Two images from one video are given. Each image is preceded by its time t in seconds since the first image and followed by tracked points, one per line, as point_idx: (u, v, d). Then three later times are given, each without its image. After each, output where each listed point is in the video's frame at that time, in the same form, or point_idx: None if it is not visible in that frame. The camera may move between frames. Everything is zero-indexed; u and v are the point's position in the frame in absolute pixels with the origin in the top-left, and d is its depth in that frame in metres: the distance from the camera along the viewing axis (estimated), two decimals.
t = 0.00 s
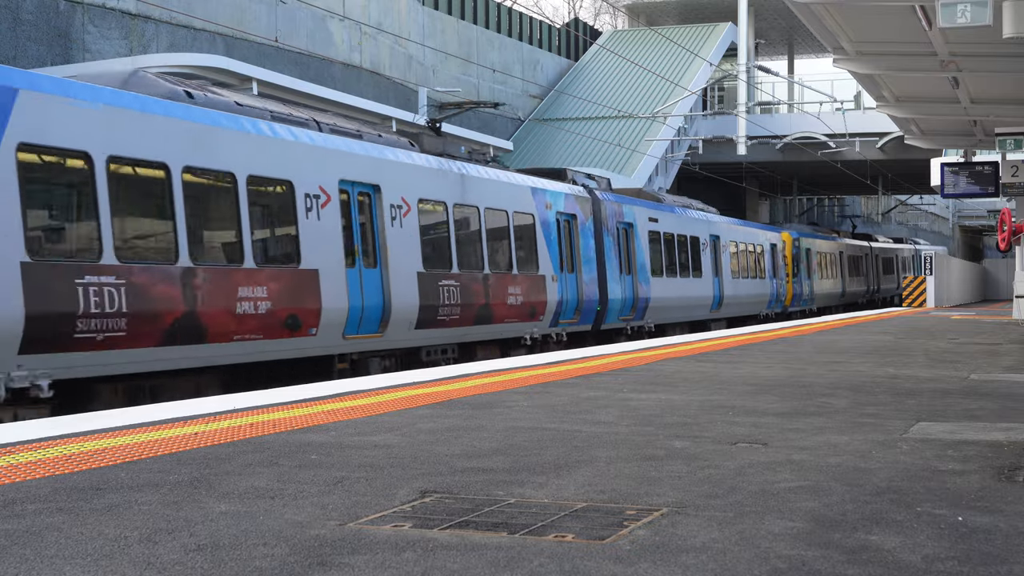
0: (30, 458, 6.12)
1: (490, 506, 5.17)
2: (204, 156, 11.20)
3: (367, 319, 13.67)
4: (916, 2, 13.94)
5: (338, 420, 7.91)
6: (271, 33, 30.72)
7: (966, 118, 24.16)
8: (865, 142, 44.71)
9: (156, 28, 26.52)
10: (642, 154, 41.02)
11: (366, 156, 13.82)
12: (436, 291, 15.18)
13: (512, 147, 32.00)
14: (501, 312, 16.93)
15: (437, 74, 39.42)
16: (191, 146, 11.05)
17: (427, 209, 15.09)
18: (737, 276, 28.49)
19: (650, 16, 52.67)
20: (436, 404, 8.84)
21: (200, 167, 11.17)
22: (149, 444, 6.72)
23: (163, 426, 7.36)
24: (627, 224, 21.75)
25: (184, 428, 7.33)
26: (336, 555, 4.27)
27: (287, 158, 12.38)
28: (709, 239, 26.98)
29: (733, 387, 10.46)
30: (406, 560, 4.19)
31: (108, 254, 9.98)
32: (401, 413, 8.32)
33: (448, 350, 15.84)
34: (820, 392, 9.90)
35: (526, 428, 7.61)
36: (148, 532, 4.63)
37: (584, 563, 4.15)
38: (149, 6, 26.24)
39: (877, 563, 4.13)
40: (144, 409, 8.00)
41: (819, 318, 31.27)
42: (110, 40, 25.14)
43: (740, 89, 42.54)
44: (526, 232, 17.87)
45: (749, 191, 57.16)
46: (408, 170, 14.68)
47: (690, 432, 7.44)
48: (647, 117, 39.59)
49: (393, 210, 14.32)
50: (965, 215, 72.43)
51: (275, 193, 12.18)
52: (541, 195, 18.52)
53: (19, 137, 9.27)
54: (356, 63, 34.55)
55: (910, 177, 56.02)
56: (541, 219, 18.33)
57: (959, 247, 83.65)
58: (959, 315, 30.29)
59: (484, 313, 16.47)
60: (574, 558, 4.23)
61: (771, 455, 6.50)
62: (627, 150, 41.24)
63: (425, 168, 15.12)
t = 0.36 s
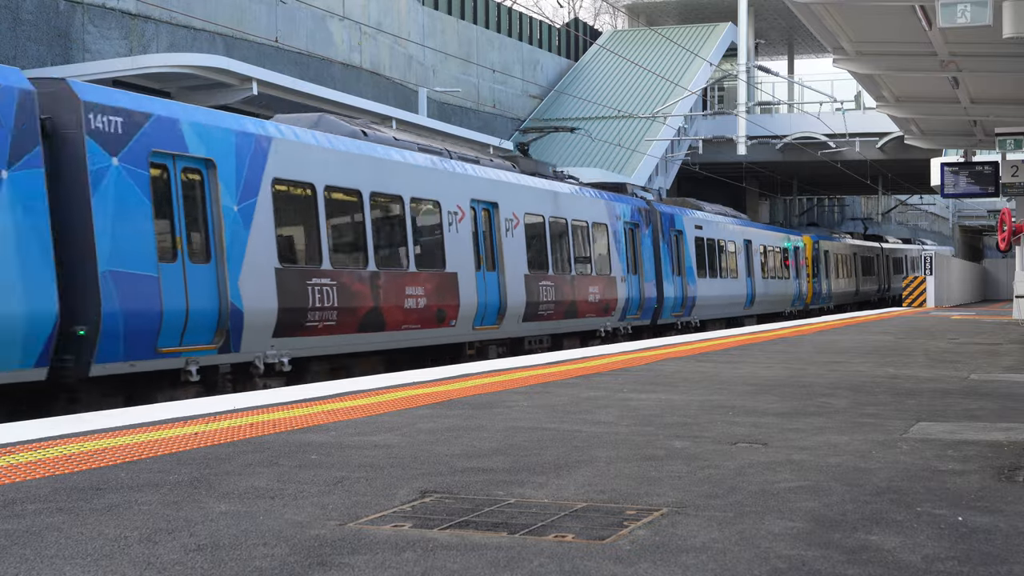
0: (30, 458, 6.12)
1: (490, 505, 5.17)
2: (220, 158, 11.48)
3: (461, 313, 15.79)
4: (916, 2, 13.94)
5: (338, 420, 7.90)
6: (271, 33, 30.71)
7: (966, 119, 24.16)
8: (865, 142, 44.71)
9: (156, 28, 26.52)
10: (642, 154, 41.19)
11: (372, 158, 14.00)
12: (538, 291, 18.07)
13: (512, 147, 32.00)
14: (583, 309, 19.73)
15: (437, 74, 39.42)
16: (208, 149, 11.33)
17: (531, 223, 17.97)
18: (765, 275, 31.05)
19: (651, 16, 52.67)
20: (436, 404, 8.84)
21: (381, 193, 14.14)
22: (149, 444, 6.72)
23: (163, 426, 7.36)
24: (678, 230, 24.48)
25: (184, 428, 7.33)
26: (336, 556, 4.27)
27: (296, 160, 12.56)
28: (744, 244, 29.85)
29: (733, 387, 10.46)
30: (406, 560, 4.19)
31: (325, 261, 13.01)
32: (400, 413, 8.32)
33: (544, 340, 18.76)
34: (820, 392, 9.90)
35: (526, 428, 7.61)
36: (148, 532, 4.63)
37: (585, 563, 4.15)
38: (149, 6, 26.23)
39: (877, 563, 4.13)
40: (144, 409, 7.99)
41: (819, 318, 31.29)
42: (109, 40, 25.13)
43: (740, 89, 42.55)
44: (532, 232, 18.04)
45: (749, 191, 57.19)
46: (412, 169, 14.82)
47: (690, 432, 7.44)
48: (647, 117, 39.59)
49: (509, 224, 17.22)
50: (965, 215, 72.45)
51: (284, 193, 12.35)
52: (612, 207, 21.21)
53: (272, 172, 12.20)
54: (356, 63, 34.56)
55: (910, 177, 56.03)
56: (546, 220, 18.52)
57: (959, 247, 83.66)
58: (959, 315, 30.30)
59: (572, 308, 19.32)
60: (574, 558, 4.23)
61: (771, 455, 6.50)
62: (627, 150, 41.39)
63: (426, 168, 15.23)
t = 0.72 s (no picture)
0: (30, 458, 6.12)
1: (490, 506, 5.17)
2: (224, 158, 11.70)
3: (557, 308, 18.77)
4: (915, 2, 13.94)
5: (338, 420, 7.90)
6: (271, 33, 30.73)
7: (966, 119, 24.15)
8: (866, 142, 44.70)
9: (156, 28, 26.53)
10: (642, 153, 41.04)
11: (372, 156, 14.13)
12: (611, 290, 20.86)
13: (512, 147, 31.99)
14: (646, 306, 22.58)
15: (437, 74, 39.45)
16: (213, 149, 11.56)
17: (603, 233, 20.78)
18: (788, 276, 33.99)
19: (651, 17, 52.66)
20: (436, 404, 8.84)
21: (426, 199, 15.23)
22: (149, 443, 6.72)
23: (164, 426, 7.36)
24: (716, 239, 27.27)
25: (184, 428, 7.33)
26: (336, 555, 4.26)
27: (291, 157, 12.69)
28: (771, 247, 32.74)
29: (733, 387, 10.46)
30: (407, 560, 4.19)
31: (462, 265, 16.10)
32: (400, 413, 8.32)
33: (614, 331, 21.68)
34: (821, 392, 9.90)
35: (525, 428, 7.61)
36: (148, 532, 4.63)
37: (584, 563, 4.15)
38: (149, 6, 26.24)
39: (876, 564, 4.13)
40: (144, 408, 7.99)
41: (819, 317, 31.27)
42: (110, 40, 25.14)
43: (740, 89, 42.54)
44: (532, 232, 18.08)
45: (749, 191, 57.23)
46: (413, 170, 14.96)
47: (690, 432, 7.45)
48: (647, 117, 39.60)
49: (590, 233, 20.14)
50: (967, 216, 72.28)
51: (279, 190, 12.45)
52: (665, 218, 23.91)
53: (427, 195, 15.27)
54: (356, 63, 34.57)
55: (910, 177, 56.03)
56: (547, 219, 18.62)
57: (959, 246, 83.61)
58: (959, 315, 30.28)
59: (638, 305, 22.20)
60: (574, 558, 4.23)
61: (771, 455, 6.50)
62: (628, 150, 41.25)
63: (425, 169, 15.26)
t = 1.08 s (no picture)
0: (30, 458, 6.12)
1: (490, 506, 5.17)
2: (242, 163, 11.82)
3: (628, 304, 21.44)
4: (915, 2, 13.93)
5: (338, 420, 7.90)
6: (271, 33, 30.73)
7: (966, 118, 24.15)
8: (866, 142, 44.69)
9: (156, 28, 26.52)
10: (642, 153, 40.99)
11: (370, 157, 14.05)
12: (668, 289, 23.55)
13: (512, 146, 31.98)
14: (695, 303, 25.26)
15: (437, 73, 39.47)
16: (234, 153, 11.70)
17: (665, 238, 23.64)
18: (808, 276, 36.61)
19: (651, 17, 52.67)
20: (436, 405, 8.84)
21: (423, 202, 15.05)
22: (149, 444, 6.72)
23: (164, 426, 7.36)
24: (752, 240, 29.73)
25: (184, 428, 7.33)
26: (336, 556, 4.26)
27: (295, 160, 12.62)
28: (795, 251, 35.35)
29: (733, 387, 10.46)
30: (406, 560, 4.19)
31: (557, 267, 18.90)
32: (400, 413, 8.32)
33: (669, 326, 24.31)
34: (820, 392, 9.90)
35: (525, 428, 7.61)
36: (148, 532, 4.63)
37: (584, 563, 4.15)
38: (149, 6, 26.23)
39: (877, 564, 4.13)
40: (144, 409, 8.00)
41: (821, 317, 31.32)
42: (110, 40, 25.14)
43: (740, 89, 42.54)
44: (541, 232, 18.32)
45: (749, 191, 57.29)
46: (410, 170, 14.86)
47: (690, 432, 7.44)
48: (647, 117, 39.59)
49: (651, 239, 22.83)
50: (967, 216, 72.19)
51: (276, 193, 12.34)
52: (711, 225, 26.68)
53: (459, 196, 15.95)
54: (356, 63, 34.58)
55: (910, 177, 56.03)
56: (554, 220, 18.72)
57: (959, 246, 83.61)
58: (959, 315, 30.26)
59: (689, 303, 24.84)
60: (574, 558, 4.22)
61: (771, 455, 6.50)
62: (627, 150, 41.22)
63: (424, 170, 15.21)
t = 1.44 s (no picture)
0: (30, 458, 6.12)
1: (490, 506, 5.17)
2: (244, 164, 11.65)
3: (681, 301, 24.22)
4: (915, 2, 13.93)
5: (338, 420, 7.90)
6: (271, 33, 30.74)
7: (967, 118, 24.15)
8: (866, 142, 44.70)
9: (156, 28, 26.53)
10: (642, 153, 40.99)
11: (372, 157, 13.80)
12: (712, 288, 26.30)
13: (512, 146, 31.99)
14: (733, 301, 28.03)
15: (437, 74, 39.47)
16: (241, 153, 11.58)
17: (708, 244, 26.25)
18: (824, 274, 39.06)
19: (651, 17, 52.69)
20: (436, 405, 8.84)
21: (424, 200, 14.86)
22: (149, 444, 6.72)
23: (164, 426, 7.36)
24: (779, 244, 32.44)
25: (184, 428, 7.33)
26: (336, 556, 4.27)
27: (299, 159, 12.44)
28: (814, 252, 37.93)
29: (733, 387, 10.46)
30: (407, 560, 4.19)
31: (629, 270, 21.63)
32: (400, 413, 8.32)
33: (711, 321, 27.12)
34: (820, 392, 9.90)
35: (526, 428, 7.61)
36: (148, 532, 4.63)
37: (584, 563, 4.15)
38: (149, 6, 26.23)
39: (877, 563, 4.13)
40: (144, 408, 8.00)
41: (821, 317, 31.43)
42: (110, 40, 25.15)
43: (740, 89, 42.54)
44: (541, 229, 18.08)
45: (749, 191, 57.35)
46: (412, 170, 14.60)
47: (690, 432, 7.44)
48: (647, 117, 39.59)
49: (698, 244, 25.58)
50: (967, 216, 72.27)
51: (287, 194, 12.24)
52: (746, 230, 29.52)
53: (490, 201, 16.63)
54: (356, 63, 34.59)
55: (910, 177, 56.05)
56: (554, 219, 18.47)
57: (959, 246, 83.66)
58: (959, 315, 30.27)
59: (728, 301, 27.61)
60: (574, 558, 4.23)
61: (771, 455, 6.50)
62: (627, 150, 41.19)
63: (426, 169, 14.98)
